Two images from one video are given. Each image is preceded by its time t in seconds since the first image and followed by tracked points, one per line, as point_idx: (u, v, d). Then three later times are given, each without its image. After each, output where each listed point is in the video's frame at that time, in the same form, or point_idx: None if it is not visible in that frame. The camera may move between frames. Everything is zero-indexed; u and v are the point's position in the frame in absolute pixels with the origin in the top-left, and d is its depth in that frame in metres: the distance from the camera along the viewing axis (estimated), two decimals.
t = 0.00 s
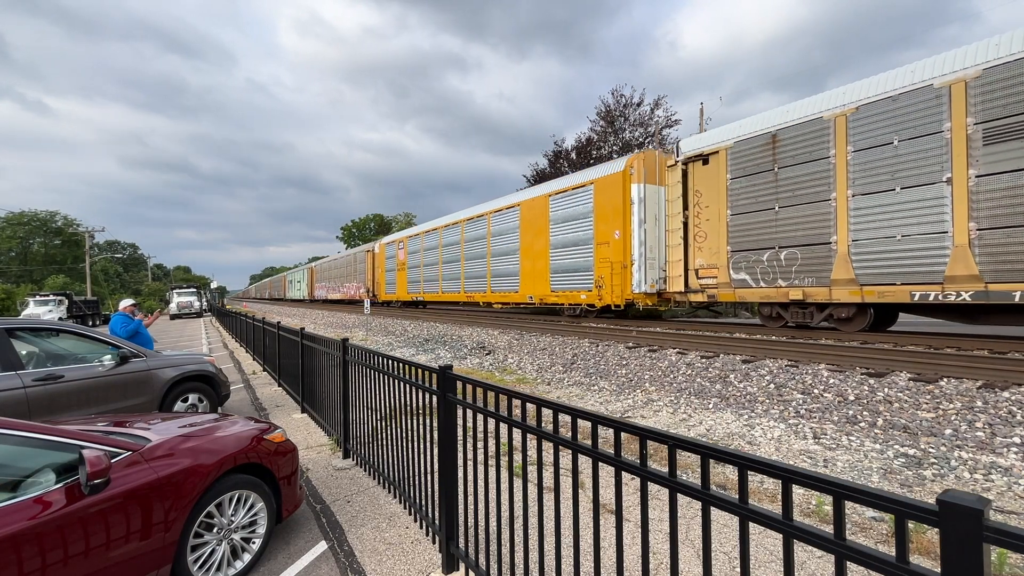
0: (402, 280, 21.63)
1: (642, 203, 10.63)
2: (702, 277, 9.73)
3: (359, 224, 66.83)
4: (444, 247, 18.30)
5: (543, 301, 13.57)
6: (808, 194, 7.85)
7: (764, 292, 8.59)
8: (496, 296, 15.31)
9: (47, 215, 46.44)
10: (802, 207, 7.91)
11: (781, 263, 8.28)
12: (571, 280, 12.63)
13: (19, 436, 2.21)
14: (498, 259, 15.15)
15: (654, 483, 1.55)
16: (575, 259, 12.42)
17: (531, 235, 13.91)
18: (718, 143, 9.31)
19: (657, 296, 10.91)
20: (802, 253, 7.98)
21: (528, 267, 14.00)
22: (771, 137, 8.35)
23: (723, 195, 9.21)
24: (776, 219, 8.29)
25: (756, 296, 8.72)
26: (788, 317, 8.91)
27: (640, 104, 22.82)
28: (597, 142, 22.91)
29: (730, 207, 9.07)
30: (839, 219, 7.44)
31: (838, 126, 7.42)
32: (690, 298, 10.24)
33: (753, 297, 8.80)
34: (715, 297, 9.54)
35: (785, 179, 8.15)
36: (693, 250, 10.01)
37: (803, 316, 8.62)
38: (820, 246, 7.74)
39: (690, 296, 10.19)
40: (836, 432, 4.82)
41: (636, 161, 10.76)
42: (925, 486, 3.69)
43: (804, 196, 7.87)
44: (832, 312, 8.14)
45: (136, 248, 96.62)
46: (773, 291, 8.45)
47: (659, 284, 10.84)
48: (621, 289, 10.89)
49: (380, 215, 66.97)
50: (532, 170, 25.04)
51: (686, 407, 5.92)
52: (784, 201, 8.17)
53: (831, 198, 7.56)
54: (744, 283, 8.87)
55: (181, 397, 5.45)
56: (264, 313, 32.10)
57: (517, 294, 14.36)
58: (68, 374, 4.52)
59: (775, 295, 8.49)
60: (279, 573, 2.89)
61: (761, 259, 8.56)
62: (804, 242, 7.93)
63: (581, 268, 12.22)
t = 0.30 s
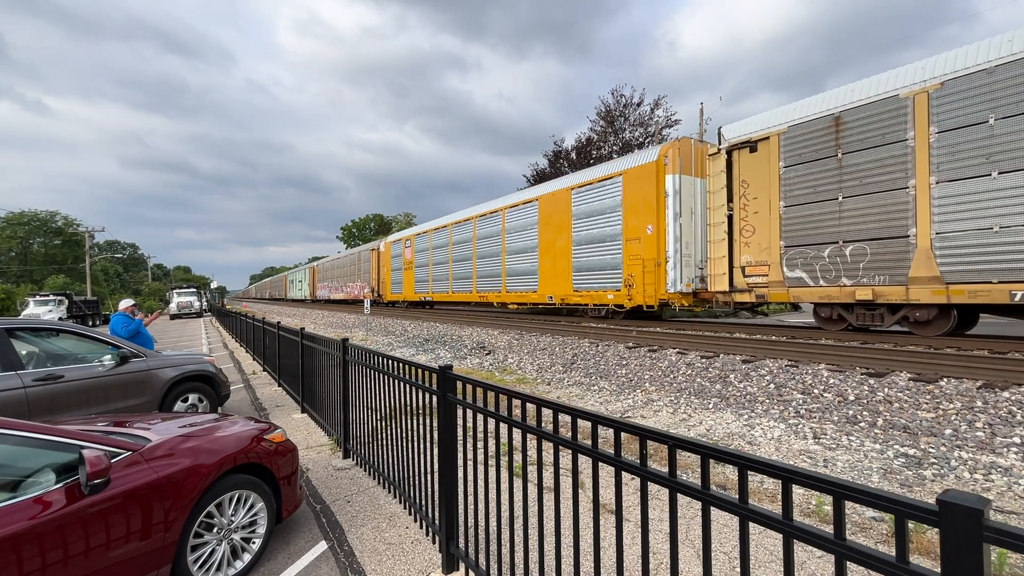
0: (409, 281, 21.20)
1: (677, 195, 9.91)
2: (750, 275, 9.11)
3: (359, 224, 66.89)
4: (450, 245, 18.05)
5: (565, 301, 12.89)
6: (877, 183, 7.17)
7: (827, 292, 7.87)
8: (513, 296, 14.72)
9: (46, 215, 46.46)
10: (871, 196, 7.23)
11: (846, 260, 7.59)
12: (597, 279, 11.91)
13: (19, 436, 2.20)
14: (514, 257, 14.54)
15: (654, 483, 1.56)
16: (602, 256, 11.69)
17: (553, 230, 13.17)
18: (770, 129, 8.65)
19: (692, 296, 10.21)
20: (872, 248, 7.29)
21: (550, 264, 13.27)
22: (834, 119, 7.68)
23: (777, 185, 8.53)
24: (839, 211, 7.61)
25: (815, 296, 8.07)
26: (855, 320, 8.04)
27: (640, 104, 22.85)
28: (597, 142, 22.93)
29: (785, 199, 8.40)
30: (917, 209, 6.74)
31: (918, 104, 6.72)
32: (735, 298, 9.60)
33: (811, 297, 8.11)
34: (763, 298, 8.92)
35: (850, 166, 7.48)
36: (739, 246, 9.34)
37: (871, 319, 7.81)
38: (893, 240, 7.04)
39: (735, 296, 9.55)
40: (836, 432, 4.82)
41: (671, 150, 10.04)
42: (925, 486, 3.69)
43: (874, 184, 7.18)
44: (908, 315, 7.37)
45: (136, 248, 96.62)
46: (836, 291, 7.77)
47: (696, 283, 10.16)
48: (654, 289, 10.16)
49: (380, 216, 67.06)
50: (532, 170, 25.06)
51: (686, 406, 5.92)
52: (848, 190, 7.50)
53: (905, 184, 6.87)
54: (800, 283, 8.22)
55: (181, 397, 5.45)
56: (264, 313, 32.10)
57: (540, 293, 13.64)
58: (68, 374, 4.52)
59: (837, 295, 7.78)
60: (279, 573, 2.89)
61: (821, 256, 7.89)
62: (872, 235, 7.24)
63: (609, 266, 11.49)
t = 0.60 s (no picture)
0: (415, 280, 20.44)
1: (718, 185, 9.13)
2: (806, 273, 8.19)
3: (359, 224, 66.92)
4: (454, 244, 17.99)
5: (589, 301, 12.13)
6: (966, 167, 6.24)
7: (905, 292, 6.90)
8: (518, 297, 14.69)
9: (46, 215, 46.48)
10: (958, 183, 6.28)
11: (927, 256, 6.61)
12: (624, 278, 11.11)
13: (19, 437, 2.20)
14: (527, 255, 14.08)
15: (654, 483, 1.56)
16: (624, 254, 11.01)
17: (575, 226, 12.41)
18: (832, 112, 7.74)
19: (733, 296, 9.44)
20: (960, 241, 6.30)
21: (572, 262, 12.53)
22: (912, 97, 6.74)
23: (841, 172, 7.58)
24: (920, 199, 6.63)
25: (889, 297, 7.10)
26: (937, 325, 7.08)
27: (640, 104, 22.86)
28: (597, 142, 22.94)
29: (850, 187, 7.44)
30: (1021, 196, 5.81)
31: (1019, 76, 5.83)
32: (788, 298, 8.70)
33: (882, 298, 7.19)
34: (822, 298, 8.02)
35: (932, 149, 6.53)
36: (794, 241, 8.42)
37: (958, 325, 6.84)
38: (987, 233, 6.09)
39: (788, 296, 8.65)
40: (836, 432, 4.82)
41: (711, 137, 9.27)
42: (925, 486, 3.69)
43: (964, 168, 6.24)
44: (1005, 318, 6.39)
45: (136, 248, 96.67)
46: (915, 290, 6.80)
47: (738, 281, 9.37)
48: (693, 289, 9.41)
49: (380, 215, 67.15)
50: (532, 170, 25.07)
51: (686, 406, 5.92)
52: (929, 176, 6.56)
53: (1005, 168, 5.95)
54: (869, 281, 7.29)
55: (181, 397, 5.45)
56: (263, 313, 32.10)
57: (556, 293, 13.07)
58: (68, 374, 4.52)
59: (917, 295, 6.82)
60: (279, 573, 2.89)
61: (894, 250, 6.93)
62: (959, 228, 6.31)
63: (639, 264, 10.71)
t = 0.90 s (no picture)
0: (425, 281, 19.72)
1: (766, 174, 8.37)
2: (876, 270, 7.33)
3: (359, 224, 66.95)
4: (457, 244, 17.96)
5: (616, 302, 11.29)
6: None
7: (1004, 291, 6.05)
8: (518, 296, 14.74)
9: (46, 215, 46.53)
10: None
11: None
12: (658, 277, 10.23)
13: (19, 436, 2.20)
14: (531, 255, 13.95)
15: (654, 483, 1.56)
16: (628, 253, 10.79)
17: (601, 220, 11.57)
18: (911, 88, 6.83)
19: (784, 296, 8.64)
20: None
21: (598, 260, 11.71)
22: (1014, 67, 5.85)
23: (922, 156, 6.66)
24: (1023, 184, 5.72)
25: (980, 297, 6.25)
26: None
27: (640, 105, 22.87)
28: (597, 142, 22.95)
29: (933, 173, 6.56)
30: None
31: None
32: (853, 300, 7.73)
33: (973, 299, 6.31)
34: (894, 298, 7.17)
35: None
36: (860, 235, 7.52)
37: None
38: None
39: (853, 297, 7.69)
40: (836, 432, 4.82)
41: (759, 121, 8.46)
42: (925, 486, 3.69)
43: None
44: None
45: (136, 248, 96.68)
46: (1015, 289, 5.93)
47: (788, 281, 8.58)
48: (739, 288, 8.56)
49: (380, 215, 67.18)
50: (532, 170, 25.08)
51: (686, 406, 5.93)
52: None
53: None
54: (956, 279, 6.41)
55: (181, 397, 5.45)
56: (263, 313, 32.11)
57: (563, 293, 12.83)
58: (68, 374, 4.52)
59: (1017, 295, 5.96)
60: (279, 573, 2.89)
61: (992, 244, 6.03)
62: None
63: (675, 261, 9.84)
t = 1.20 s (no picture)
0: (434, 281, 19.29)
1: (826, 161, 7.69)
2: (966, 266, 6.22)
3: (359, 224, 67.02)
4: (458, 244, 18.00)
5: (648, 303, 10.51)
6: None
7: None
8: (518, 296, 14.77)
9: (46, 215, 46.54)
10: None
11: None
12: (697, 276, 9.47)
13: (18, 436, 2.20)
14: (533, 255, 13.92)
15: (654, 483, 1.56)
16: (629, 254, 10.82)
17: (632, 215, 10.78)
18: (944, 78, 6.33)
19: (844, 296, 7.94)
20: None
21: (628, 257, 10.92)
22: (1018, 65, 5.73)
23: None
24: None
25: None
26: None
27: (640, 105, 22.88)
28: (597, 142, 22.96)
29: None
30: None
31: None
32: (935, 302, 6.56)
33: None
34: (988, 300, 6.09)
35: None
36: (945, 227, 6.38)
37: None
38: None
39: (934, 298, 6.52)
40: (836, 432, 4.82)
41: (817, 104, 7.75)
42: (925, 486, 3.69)
43: None
44: None
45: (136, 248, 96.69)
46: None
47: (847, 279, 7.96)
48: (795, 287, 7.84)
49: (380, 216, 67.24)
50: (532, 170, 25.09)
51: (686, 406, 5.93)
52: None
53: None
54: None
55: (181, 397, 5.45)
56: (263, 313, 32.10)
57: (588, 293, 12.05)
58: (68, 374, 4.52)
59: None
60: (279, 573, 2.89)
61: None
62: None
63: (716, 258, 9.02)
